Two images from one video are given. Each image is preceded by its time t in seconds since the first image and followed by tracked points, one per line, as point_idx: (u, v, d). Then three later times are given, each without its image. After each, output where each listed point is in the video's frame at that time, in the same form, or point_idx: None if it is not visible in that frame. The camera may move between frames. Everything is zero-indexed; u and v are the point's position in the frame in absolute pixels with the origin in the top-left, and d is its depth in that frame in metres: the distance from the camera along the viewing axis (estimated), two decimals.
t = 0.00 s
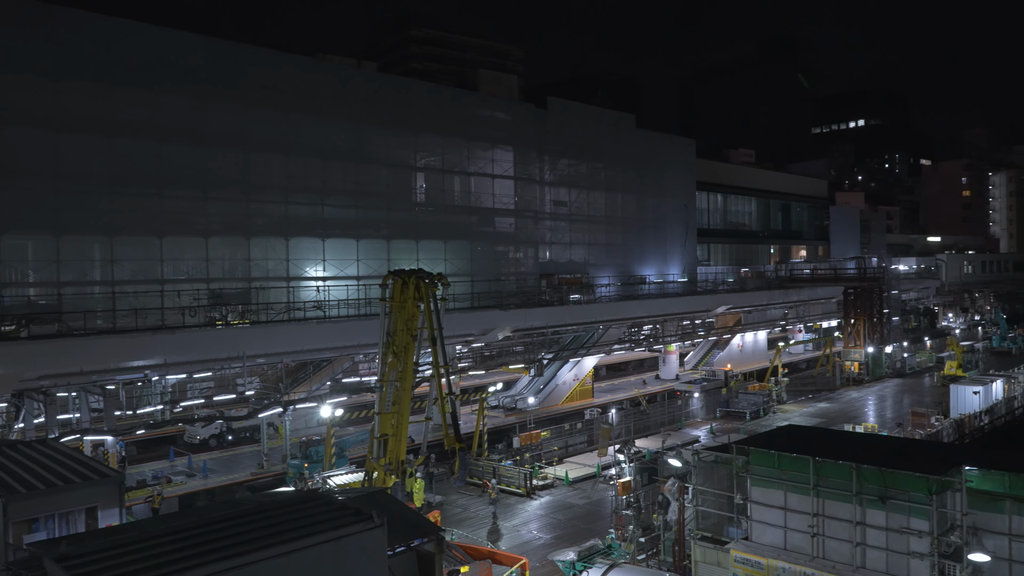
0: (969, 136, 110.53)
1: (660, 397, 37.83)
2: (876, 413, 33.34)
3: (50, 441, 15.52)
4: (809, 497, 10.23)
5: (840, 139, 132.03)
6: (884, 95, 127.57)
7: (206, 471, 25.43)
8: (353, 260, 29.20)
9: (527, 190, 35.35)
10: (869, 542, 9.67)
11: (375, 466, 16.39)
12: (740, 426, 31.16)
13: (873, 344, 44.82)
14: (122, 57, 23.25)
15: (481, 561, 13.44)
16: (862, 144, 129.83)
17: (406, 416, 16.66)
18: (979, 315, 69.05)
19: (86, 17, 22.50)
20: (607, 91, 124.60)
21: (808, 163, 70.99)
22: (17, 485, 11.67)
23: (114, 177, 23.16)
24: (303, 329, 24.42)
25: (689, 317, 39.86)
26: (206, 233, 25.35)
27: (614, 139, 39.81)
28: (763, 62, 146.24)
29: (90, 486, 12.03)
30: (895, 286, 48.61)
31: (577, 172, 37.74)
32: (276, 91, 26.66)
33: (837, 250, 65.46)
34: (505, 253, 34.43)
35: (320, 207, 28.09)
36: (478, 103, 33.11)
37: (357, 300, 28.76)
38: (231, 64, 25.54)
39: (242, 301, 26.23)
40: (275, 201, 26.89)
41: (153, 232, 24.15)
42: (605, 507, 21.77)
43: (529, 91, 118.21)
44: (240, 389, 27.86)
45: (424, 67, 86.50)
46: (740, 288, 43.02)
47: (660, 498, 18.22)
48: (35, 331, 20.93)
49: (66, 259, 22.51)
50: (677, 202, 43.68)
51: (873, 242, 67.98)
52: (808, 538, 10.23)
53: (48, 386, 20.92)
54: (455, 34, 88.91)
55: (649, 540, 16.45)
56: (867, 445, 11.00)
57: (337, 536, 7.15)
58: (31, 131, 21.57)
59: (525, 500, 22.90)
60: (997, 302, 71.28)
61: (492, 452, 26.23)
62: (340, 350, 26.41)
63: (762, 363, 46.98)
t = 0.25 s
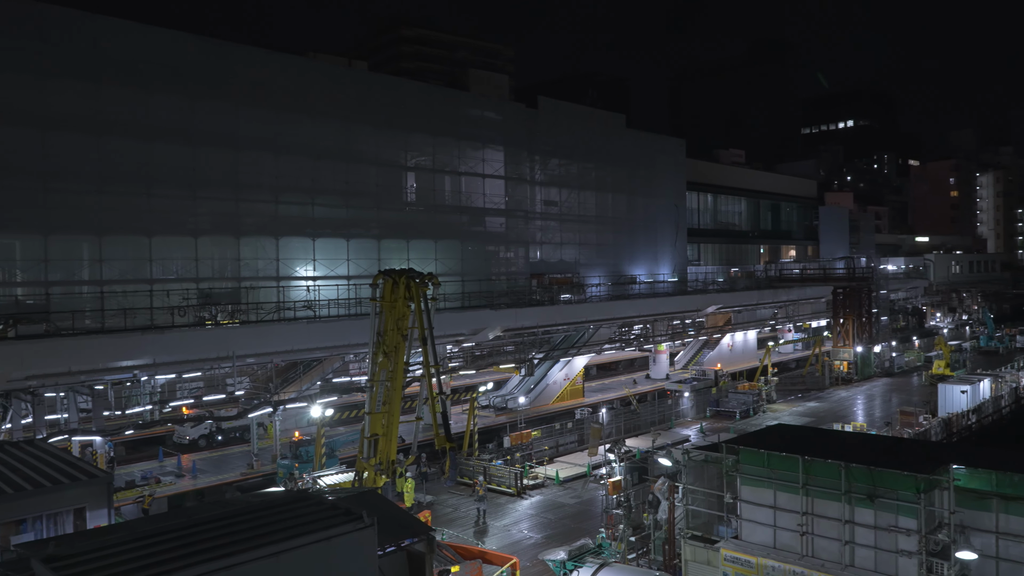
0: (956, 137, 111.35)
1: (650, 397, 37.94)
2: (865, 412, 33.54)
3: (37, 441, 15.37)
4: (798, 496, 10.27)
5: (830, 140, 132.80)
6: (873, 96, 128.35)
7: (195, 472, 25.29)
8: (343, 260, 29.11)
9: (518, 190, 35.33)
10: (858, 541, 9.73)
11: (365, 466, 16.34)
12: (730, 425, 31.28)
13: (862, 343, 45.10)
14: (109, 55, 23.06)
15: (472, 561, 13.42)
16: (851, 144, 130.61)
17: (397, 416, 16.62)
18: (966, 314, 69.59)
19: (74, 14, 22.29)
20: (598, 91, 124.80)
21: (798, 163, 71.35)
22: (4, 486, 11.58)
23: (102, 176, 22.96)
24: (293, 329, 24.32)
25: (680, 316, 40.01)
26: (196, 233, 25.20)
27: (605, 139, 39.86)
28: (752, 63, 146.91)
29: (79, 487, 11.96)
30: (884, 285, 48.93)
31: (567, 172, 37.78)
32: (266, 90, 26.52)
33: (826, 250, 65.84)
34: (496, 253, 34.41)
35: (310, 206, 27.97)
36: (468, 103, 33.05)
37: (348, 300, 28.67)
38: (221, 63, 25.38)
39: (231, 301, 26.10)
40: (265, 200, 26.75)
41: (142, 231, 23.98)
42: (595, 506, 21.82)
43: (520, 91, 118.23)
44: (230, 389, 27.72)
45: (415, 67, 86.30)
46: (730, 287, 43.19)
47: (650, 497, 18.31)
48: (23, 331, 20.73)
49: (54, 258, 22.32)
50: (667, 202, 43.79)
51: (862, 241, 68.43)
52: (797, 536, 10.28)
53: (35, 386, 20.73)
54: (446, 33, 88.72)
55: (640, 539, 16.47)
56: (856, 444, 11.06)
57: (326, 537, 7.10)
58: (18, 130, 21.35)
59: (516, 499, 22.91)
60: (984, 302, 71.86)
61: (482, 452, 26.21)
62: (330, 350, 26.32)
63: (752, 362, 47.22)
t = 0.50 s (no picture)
0: (944, 138, 112.24)
1: (640, 396, 38.05)
2: (854, 411, 33.78)
3: (24, 441, 15.21)
4: (787, 495, 10.33)
5: (819, 140, 133.56)
6: (861, 97, 129.15)
7: (184, 472, 25.13)
8: (333, 259, 28.99)
9: (508, 190, 35.32)
10: (846, 539, 9.78)
11: (355, 466, 16.30)
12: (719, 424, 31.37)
13: (850, 343, 45.37)
14: (98, 53, 22.86)
15: (461, 561, 13.40)
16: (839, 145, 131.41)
17: (387, 415, 16.59)
18: (953, 314, 70.17)
19: (61, 12, 22.09)
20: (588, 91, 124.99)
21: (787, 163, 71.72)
22: None
23: (90, 174, 22.77)
24: (282, 329, 24.21)
25: (670, 316, 40.14)
26: (184, 232, 25.04)
27: (595, 139, 39.92)
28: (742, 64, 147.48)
29: (67, 487, 11.86)
30: (872, 285, 49.23)
31: (558, 172, 37.81)
32: (255, 89, 26.37)
33: (815, 250, 66.19)
34: (486, 252, 34.39)
35: (300, 206, 27.84)
36: (459, 102, 33.00)
37: (338, 299, 28.58)
38: (210, 61, 25.22)
39: (221, 301, 25.96)
40: (254, 200, 26.60)
41: (130, 230, 23.79)
42: (585, 505, 21.86)
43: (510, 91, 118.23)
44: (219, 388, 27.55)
45: (405, 66, 86.06)
46: (720, 287, 43.35)
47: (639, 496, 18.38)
48: (9, 331, 20.51)
49: (41, 257, 22.12)
50: (657, 202, 43.91)
51: (850, 242, 68.86)
52: (786, 535, 10.33)
53: (23, 386, 20.53)
54: (436, 33, 88.54)
55: (629, 538, 16.47)
56: (844, 443, 11.13)
57: (315, 537, 7.06)
58: (5, 128, 21.13)
59: (506, 499, 22.90)
60: (971, 302, 72.50)
61: (472, 452, 26.18)
62: (320, 350, 26.23)
63: (741, 362, 47.42)
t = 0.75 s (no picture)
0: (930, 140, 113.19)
1: (629, 396, 38.15)
2: (842, 411, 34.00)
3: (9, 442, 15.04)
4: (776, 494, 10.37)
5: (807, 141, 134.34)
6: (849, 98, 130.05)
7: (172, 472, 24.95)
8: (322, 259, 28.88)
9: (498, 190, 35.29)
10: (834, 538, 9.83)
11: (344, 466, 16.25)
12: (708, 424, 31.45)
13: (838, 343, 45.66)
14: (86, 51, 22.65)
15: (450, 560, 13.37)
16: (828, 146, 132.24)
17: (376, 415, 16.54)
18: (940, 314, 70.74)
19: (48, 10, 21.87)
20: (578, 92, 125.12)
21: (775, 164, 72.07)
22: None
23: (78, 173, 22.57)
24: (271, 328, 24.09)
25: (659, 316, 40.27)
26: (173, 231, 24.87)
27: (585, 139, 39.97)
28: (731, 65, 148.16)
29: (54, 487, 11.75)
30: (860, 285, 49.56)
31: (548, 172, 37.82)
32: (244, 88, 26.22)
33: (804, 250, 66.54)
34: (476, 252, 34.36)
35: (289, 205, 27.70)
36: (449, 102, 32.94)
37: (327, 299, 28.48)
38: (198, 60, 25.05)
39: (209, 300, 25.81)
40: (243, 199, 26.45)
41: (118, 230, 23.60)
42: (575, 505, 21.88)
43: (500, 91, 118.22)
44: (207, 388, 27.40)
45: (395, 66, 85.81)
46: (709, 287, 43.51)
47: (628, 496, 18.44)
48: None
49: (28, 256, 21.92)
50: (647, 202, 44.02)
51: (839, 242, 69.31)
52: (774, 534, 10.38)
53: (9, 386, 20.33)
54: (426, 32, 88.38)
55: (618, 537, 16.46)
56: (832, 442, 11.19)
57: (304, 537, 7.02)
58: None
59: (496, 499, 22.88)
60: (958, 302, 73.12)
61: (462, 452, 26.14)
62: (309, 350, 26.12)
63: (730, 361, 47.63)
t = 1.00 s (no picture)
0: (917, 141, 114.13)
1: (618, 396, 38.25)
2: (829, 410, 34.21)
3: None
4: (764, 493, 10.41)
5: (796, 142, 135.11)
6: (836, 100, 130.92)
7: (160, 473, 24.75)
8: (311, 258, 28.75)
9: (488, 189, 35.26)
10: (821, 537, 9.88)
11: (332, 466, 16.19)
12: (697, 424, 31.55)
13: (826, 343, 45.93)
14: (73, 49, 22.43)
15: (439, 560, 13.35)
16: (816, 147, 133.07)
17: (365, 415, 16.48)
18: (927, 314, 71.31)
19: (34, 6, 21.65)
20: (568, 92, 125.25)
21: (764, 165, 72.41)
22: None
23: (65, 172, 22.35)
24: (260, 328, 23.95)
25: (648, 316, 40.39)
26: (161, 230, 24.68)
27: (574, 139, 40.01)
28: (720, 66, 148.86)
29: (39, 488, 11.62)
30: (848, 286, 49.89)
31: (537, 172, 37.83)
32: (233, 87, 26.06)
33: (792, 250, 66.87)
34: (465, 252, 34.32)
35: (278, 205, 27.55)
36: (439, 101, 32.87)
37: (316, 299, 28.37)
38: (187, 58, 24.86)
39: (197, 300, 25.64)
40: (232, 198, 26.28)
41: (105, 229, 23.39)
42: (564, 505, 21.91)
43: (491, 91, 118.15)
44: (196, 388, 27.24)
45: (384, 66, 85.49)
46: (698, 287, 43.67)
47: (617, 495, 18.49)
48: None
49: (14, 255, 21.70)
50: (636, 202, 44.13)
51: (826, 242, 69.74)
52: (762, 533, 10.43)
53: None
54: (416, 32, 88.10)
55: (608, 537, 16.45)
56: (819, 442, 11.25)
57: (293, 538, 6.99)
58: None
59: (485, 499, 22.86)
60: (944, 302, 73.73)
61: (451, 452, 26.07)
62: (298, 349, 25.98)
63: (718, 361, 47.83)
